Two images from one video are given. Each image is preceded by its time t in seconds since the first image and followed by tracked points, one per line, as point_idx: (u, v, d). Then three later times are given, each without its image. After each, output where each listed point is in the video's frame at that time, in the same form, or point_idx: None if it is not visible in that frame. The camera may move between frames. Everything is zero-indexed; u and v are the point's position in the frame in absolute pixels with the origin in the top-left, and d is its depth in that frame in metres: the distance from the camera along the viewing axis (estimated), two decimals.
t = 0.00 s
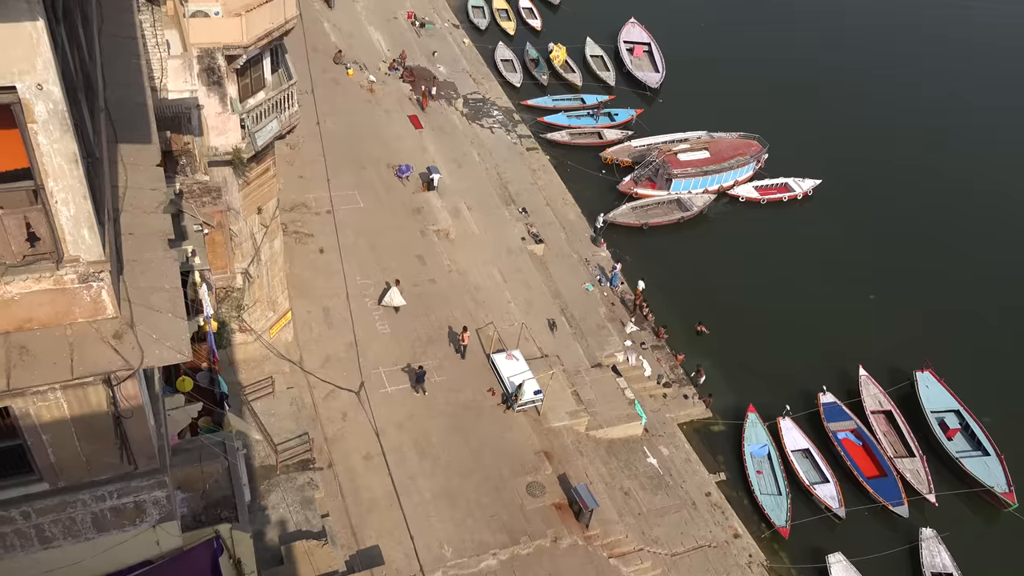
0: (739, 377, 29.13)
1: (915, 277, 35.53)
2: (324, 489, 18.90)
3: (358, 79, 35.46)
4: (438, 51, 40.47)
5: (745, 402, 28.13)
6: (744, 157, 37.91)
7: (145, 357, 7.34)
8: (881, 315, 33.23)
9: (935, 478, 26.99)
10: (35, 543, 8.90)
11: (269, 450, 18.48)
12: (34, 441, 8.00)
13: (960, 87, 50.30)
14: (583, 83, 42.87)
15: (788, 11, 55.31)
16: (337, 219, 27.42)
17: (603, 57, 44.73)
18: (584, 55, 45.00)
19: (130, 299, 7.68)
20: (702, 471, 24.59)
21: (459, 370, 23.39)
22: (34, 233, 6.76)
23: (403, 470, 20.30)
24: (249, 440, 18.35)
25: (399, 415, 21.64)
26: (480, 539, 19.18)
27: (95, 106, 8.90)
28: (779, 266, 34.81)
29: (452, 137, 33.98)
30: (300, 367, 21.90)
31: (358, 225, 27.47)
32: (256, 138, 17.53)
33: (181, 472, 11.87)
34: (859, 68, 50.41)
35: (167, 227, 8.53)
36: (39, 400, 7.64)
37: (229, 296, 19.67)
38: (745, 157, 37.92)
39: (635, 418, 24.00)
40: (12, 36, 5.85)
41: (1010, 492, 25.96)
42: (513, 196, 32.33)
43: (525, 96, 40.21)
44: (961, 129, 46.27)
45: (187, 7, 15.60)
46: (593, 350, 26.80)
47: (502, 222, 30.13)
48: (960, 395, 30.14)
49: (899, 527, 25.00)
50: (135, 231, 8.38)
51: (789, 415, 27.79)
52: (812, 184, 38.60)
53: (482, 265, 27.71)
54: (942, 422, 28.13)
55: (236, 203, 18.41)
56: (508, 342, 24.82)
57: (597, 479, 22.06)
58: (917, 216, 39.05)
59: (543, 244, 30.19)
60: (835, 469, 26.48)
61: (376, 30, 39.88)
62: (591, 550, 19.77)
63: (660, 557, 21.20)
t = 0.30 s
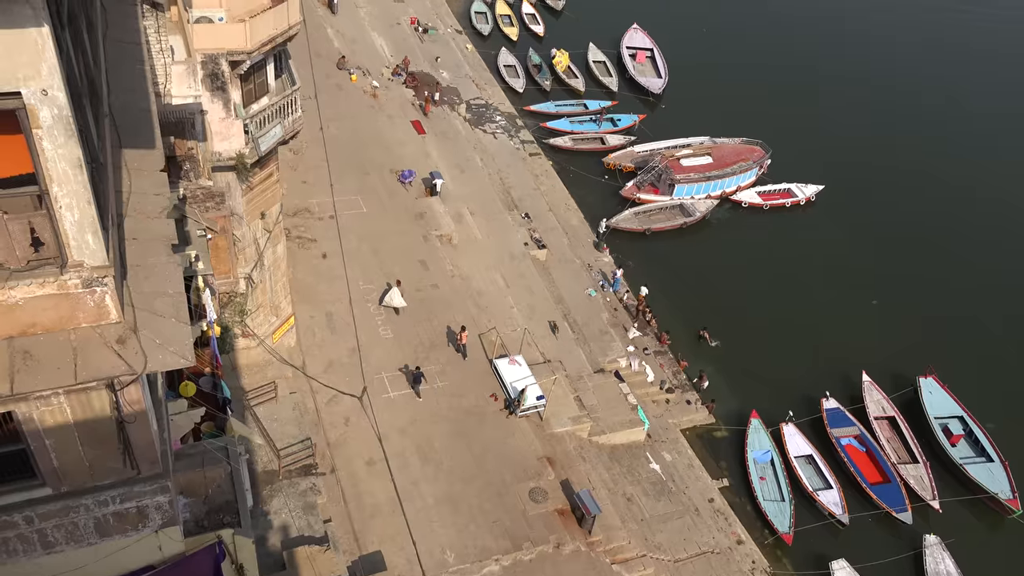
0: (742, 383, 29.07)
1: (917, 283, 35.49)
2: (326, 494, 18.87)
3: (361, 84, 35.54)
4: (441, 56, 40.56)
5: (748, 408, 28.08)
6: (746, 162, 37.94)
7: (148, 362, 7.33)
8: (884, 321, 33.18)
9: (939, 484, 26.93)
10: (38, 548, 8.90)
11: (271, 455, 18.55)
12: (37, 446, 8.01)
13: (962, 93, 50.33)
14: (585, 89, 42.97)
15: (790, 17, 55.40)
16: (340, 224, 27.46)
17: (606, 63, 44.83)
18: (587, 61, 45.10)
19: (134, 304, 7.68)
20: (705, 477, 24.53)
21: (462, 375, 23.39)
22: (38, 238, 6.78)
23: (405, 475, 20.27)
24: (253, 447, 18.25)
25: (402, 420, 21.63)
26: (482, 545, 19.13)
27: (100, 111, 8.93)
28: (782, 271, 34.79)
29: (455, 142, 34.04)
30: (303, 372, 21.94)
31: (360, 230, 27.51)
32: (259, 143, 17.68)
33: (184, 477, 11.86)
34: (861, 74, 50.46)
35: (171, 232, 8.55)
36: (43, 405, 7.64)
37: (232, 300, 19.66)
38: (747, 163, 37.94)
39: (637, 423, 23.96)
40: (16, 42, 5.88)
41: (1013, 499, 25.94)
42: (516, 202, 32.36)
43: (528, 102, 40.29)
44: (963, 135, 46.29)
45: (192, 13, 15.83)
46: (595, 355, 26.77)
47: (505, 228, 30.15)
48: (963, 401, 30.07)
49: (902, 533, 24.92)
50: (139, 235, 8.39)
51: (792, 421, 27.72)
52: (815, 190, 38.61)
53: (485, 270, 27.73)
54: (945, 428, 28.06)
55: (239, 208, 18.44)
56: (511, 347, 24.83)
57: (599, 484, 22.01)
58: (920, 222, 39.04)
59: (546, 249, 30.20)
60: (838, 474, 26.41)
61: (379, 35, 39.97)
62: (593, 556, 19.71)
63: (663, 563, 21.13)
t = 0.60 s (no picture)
0: (747, 391, 29.00)
1: (921, 290, 35.42)
2: (329, 501, 18.85)
3: (366, 92, 35.67)
4: (445, 64, 40.66)
5: (752, 416, 28.00)
6: (750, 170, 37.93)
7: (152, 369, 7.33)
8: (888, 328, 33.10)
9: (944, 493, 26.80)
10: (41, 554, 8.91)
11: (274, 462, 18.13)
12: (42, 453, 8.01)
13: (966, 100, 50.24)
14: (589, 97, 43.05)
15: (793, 24, 55.46)
16: (344, 231, 27.52)
17: (609, 71, 44.92)
18: (590, 69, 45.20)
19: (139, 312, 7.69)
20: (709, 485, 24.45)
21: (465, 382, 23.37)
22: (43, 245, 6.80)
23: (409, 483, 20.24)
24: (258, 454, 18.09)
25: (405, 427, 21.60)
26: (486, 552, 19.08)
27: (106, 120, 8.96)
28: (785, 279, 34.72)
29: (458, 150, 34.11)
30: (307, 380, 21.97)
31: (364, 238, 27.54)
32: (263, 151, 17.77)
33: (188, 484, 11.89)
34: (865, 81, 50.43)
35: (176, 240, 8.58)
36: (47, 412, 7.65)
37: (236, 308, 19.77)
38: (751, 170, 37.92)
39: (641, 431, 23.91)
40: (22, 50, 5.90)
41: (1020, 508, 25.80)
42: (520, 209, 32.39)
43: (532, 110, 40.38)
44: (967, 141, 46.20)
45: (197, 20, 16.13)
46: (599, 363, 26.73)
47: (508, 235, 30.18)
48: (968, 409, 29.95)
49: (907, 542, 24.80)
50: (144, 243, 8.41)
51: (796, 429, 27.63)
52: (818, 197, 38.57)
53: (489, 277, 27.75)
54: (951, 436, 27.94)
55: (244, 215, 18.49)
56: (514, 355, 24.82)
57: (603, 492, 21.94)
58: (924, 229, 38.95)
59: (550, 256, 30.21)
60: (842, 483, 26.30)
61: (383, 43, 40.09)
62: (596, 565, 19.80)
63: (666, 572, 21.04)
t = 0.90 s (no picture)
0: (751, 400, 28.93)
1: (926, 299, 35.31)
2: (333, 511, 18.81)
3: (371, 101, 35.82)
4: (449, 74, 40.81)
5: (757, 426, 27.90)
6: (755, 179, 37.90)
7: (158, 377, 7.34)
8: (893, 337, 32.99)
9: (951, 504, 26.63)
10: (45, 564, 8.88)
11: (279, 472, 18.20)
12: (47, 462, 8.01)
13: (970, 109, 50.15)
14: (593, 106, 43.14)
15: (796, 33, 55.53)
16: (349, 240, 27.57)
17: (614, 80, 45.02)
18: (594, 78, 45.32)
19: (144, 320, 7.70)
20: (714, 495, 24.34)
21: (470, 391, 23.34)
22: (50, 254, 6.83)
23: (413, 492, 20.21)
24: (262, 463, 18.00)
25: (409, 437, 21.57)
26: (490, 563, 19.02)
27: (113, 130, 9.02)
28: (789, 288, 34.67)
29: (463, 160, 34.19)
30: (311, 388, 21.96)
31: (369, 247, 27.59)
32: (269, 160, 17.68)
33: (191, 492, 11.87)
34: (869, 89, 50.41)
35: (181, 249, 8.61)
36: (52, 420, 7.66)
37: (241, 316, 19.62)
38: (755, 180, 37.91)
39: (646, 441, 23.84)
40: (31, 61, 5.93)
41: None
42: (524, 218, 32.41)
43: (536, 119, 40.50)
44: (971, 149, 46.10)
45: (203, 31, 16.09)
46: (603, 372, 26.66)
47: (513, 244, 30.20)
48: (974, 419, 29.80)
49: (914, 553, 24.64)
50: (149, 252, 8.44)
51: (802, 439, 27.52)
52: (823, 207, 38.51)
53: (493, 286, 27.77)
54: (957, 447, 27.78)
55: (249, 224, 18.55)
56: (519, 364, 24.79)
57: (607, 502, 21.87)
58: (928, 238, 38.87)
59: (554, 265, 30.23)
60: (848, 493, 26.15)
61: (388, 53, 40.26)
62: None
63: None
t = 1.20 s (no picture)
0: (756, 411, 28.82)
1: (932, 310, 35.20)
2: (337, 522, 18.75)
3: (376, 112, 35.98)
4: (455, 85, 40.95)
5: (762, 438, 27.80)
6: (759, 190, 37.90)
7: (163, 388, 7.34)
8: (899, 348, 32.87)
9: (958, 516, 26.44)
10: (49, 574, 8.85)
11: (283, 482, 18.32)
12: (52, 471, 8.02)
13: (974, 121, 50.20)
14: (598, 117, 43.26)
15: (800, 45, 55.66)
16: (355, 251, 27.63)
17: (618, 92, 45.16)
18: (599, 90, 45.47)
19: (150, 330, 7.72)
20: (720, 507, 24.20)
21: (474, 402, 23.31)
22: (57, 264, 6.85)
23: (417, 503, 20.13)
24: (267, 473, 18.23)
25: (414, 448, 21.52)
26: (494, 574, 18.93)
27: (119, 140, 9.06)
28: (795, 299, 34.59)
29: (468, 170, 34.26)
30: (316, 399, 21.96)
31: (374, 257, 27.63)
32: (275, 171, 17.93)
33: (196, 503, 11.88)
34: (873, 101, 50.49)
35: (188, 260, 8.64)
36: (58, 430, 7.67)
37: (246, 326, 19.74)
38: (760, 191, 37.91)
39: (651, 453, 23.76)
40: (40, 73, 5.98)
41: None
42: (529, 229, 32.44)
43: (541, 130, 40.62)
44: (975, 161, 46.11)
45: (211, 42, 16.18)
46: (608, 383, 26.57)
47: (517, 255, 30.22)
48: (981, 431, 29.63)
49: (921, 565, 24.48)
50: (156, 262, 8.46)
51: (808, 450, 27.40)
52: (828, 218, 38.47)
53: (498, 297, 27.78)
54: (964, 459, 27.60)
55: (255, 234, 18.61)
56: (524, 375, 24.76)
57: (613, 514, 21.76)
58: (934, 249, 38.79)
59: (559, 276, 30.24)
60: (855, 505, 25.99)
61: (394, 65, 40.43)
62: None
63: None
